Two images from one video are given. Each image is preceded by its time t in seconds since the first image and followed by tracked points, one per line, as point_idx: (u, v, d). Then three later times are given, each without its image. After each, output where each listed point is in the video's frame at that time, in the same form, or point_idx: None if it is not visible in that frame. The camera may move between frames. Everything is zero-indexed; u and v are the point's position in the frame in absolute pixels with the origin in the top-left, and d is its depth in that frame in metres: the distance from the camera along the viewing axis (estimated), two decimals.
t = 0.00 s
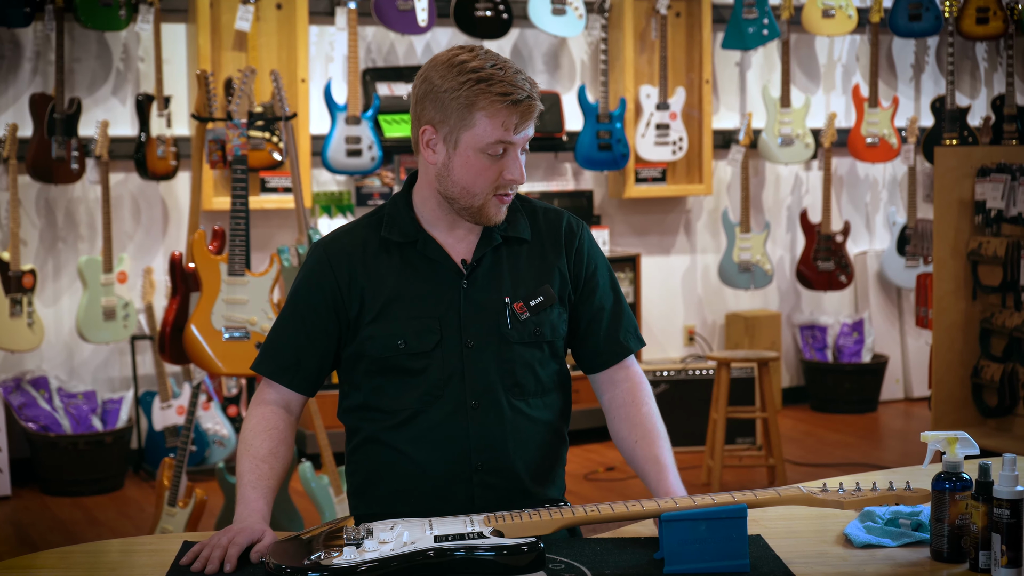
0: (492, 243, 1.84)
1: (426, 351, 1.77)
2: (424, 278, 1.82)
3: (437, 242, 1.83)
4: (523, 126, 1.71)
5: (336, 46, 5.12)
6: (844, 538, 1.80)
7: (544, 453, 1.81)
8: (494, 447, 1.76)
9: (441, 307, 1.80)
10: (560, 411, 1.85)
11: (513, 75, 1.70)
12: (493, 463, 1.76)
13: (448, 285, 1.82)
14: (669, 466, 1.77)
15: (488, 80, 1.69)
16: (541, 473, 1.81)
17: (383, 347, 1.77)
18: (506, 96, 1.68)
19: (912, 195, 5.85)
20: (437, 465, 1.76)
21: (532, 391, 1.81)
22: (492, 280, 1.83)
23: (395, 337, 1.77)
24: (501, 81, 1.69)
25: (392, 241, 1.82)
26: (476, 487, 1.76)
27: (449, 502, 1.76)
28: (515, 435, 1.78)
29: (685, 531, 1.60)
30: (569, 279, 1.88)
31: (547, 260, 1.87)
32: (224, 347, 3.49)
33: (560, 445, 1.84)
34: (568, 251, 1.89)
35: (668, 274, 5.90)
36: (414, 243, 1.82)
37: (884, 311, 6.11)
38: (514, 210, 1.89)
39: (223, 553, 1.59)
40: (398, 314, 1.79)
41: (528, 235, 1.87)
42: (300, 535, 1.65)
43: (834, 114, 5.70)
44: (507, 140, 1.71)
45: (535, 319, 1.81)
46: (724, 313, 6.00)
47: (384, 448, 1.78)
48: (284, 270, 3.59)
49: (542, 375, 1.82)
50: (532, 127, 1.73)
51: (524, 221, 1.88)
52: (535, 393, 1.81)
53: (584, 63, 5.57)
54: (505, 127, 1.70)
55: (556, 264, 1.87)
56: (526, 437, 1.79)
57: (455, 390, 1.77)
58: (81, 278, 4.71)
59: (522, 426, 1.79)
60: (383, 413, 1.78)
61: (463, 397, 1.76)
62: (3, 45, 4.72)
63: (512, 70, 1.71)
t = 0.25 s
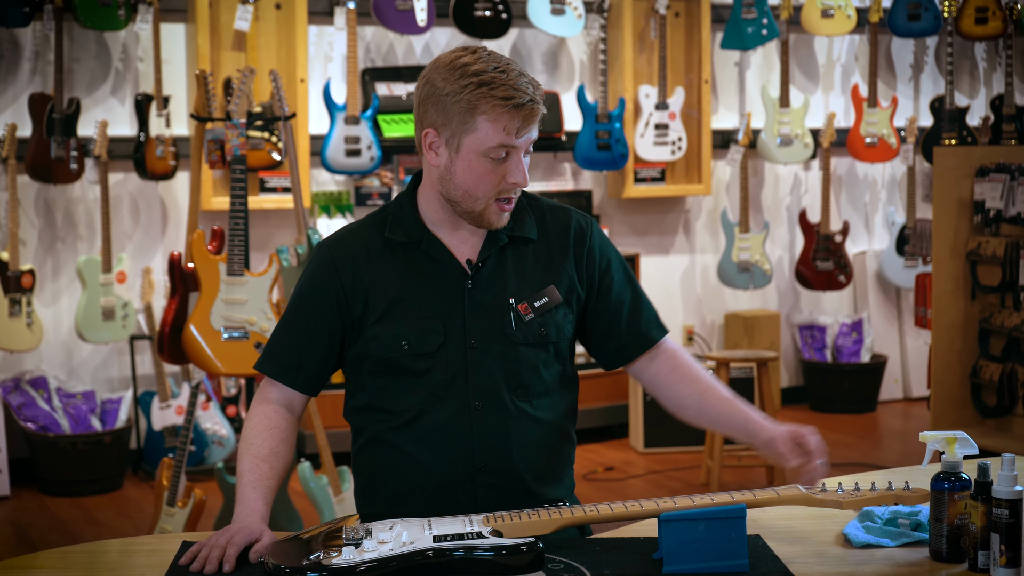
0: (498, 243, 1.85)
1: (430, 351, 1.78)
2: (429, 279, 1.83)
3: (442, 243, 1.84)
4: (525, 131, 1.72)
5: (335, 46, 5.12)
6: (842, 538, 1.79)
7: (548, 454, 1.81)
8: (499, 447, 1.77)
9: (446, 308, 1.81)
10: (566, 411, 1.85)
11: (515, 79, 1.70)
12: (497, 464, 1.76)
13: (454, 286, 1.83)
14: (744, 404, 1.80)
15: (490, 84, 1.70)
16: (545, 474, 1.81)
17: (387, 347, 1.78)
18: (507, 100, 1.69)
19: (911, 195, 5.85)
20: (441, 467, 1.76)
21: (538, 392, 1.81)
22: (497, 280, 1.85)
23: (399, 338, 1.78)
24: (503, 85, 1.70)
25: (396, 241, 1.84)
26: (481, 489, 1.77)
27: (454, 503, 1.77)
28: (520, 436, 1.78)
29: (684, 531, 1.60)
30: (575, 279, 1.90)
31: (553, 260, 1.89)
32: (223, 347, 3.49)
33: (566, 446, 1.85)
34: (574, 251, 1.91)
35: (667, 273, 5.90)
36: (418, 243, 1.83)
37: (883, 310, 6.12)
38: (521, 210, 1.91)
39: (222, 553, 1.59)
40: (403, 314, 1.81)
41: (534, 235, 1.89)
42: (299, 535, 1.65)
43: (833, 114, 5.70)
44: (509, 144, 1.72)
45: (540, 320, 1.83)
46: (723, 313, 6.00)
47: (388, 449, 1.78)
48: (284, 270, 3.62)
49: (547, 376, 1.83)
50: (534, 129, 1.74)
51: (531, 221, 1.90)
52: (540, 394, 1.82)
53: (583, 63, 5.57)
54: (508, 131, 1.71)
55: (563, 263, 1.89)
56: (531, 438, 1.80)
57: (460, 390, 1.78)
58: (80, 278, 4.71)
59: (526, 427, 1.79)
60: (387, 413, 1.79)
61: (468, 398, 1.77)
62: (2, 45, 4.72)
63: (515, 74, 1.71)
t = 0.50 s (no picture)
0: (523, 247, 1.89)
1: (450, 356, 1.83)
2: (452, 282, 1.87)
3: (467, 245, 1.89)
4: (551, 131, 1.77)
5: (333, 47, 5.12)
6: (840, 537, 1.79)
7: (565, 459, 1.85)
8: (517, 453, 1.82)
9: (468, 312, 1.86)
10: (587, 416, 1.89)
11: (541, 80, 1.76)
12: (514, 471, 1.82)
13: (477, 289, 1.87)
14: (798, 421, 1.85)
15: (517, 84, 1.76)
16: (560, 480, 1.85)
17: (407, 350, 1.84)
18: (533, 101, 1.75)
19: (909, 194, 5.85)
20: (456, 469, 1.81)
21: (557, 399, 1.86)
22: (521, 284, 1.89)
23: (420, 340, 1.83)
24: (529, 85, 1.75)
25: (421, 243, 1.88)
26: (495, 493, 1.82)
27: (470, 504, 1.82)
28: (537, 443, 1.83)
29: (681, 531, 1.60)
30: (599, 284, 1.94)
31: (579, 264, 1.92)
32: (220, 348, 3.51)
33: (585, 450, 1.88)
34: (602, 255, 1.94)
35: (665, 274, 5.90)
36: (443, 245, 1.88)
37: (880, 311, 6.11)
38: (549, 213, 1.95)
39: (220, 553, 1.59)
40: (425, 318, 1.85)
41: (560, 238, 1.92)
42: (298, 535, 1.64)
43: (831, 114, 5.70)
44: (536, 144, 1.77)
45: (561, 326, 1.87)
46: (721, 313, 5.99)
47: (406, 449, 1.84)
48: (282, 270, 3.65)
49: (567, 382, 1.87)
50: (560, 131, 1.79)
51: (558, 224, 1.93)
52: (559, 401, 1.86)
53: (581, 63, 5.57)
54: (534, 132, 1.76)
55: (588, 269, 1.93)
56: (549, 443, 1.84)
57: (479, 395, 1.83)
58: (77, 279, 4.71)
59: (544, 434, 1.84)
60: (407, 414, 1.84)
61: (487, 403, 1.82)
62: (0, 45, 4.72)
63: (541, 74, 1.77)
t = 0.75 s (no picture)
0: (555, 251, 1.87)
1: (477, 358, 1.82)
2: (482, 284, 1.86)
3: (498, 247, 1.87)
4: (594, 143, 1.72)
5: (329, 46, 5.11)
6: (836, 537, 1.79)
7: (588, 464, 1.86)
8: (542, 457, 1.82)
9: (496, 315, 1.85)
10: (611, 422, 1.90)
11: (587, 92, 1.71)
12: (537, 474, 1.82)
13: (506, 292, 1.86)
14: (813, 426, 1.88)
15: (562, 95, 1.70)
16: (580, 483, 1.85)
17: (435, 351, 1.83)
18: (579, 113, 1.69)
19: (905, 194, 5.85)
20: (478, 470, 1.82)
21: (582, 404, 1.86)
22: (551, 288, 1.88)
23: (447, 342, 1.82)
24: (576, 98, 1.70)
25: (451, 243, 1.86)
26: (514, 496, 1.83)
27: (491, 506, 1.83)
28: (560, 448, 1.83)
29: (678, 531, 1.60)
30: (629, 290, 1.93)
31: (610, 269, 1.91)
32: (217, 348, 3.51)
33: (607, 453, 1.89)
34: (633, 261, 1.94)
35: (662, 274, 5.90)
36: (474, 246, 1.86)
37: (877, 311, 6.11)
38: (581, 216, 1.93)
39: (219, 555, 1.59)
40: (454, 319, 1.84)
41: (592, 243, 1.91)
42: (293, 535, 1.64)
43: (827, 114, 5.70)
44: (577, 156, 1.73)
45: (590, 331, 1.87)
46: (718, 313, 5.99)
47: (429, 448, 1.84)
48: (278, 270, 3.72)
49: (594, 388, 1.87)
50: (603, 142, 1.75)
51: (590, 229, 1.92)
52: (585, 407, 1.86)
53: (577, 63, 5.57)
54: (578, 145, 1.71)
55: (619, 275, 1.92)
56: (573, 448, 1.84)
57: (505, 399, 1.83)
58: (74, 279, 4.71)
59: (568, 439, 1.83)
60: (431, 414, 1.84)
61: (512, 407, 1.82)
62: None
63: (587, 86, 1.72)
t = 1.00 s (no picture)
0: (574, 249, 1.86)
1: (496, 355, 1.81)
2: (501, 280, 1.84)
3: (518, 245, 1.85)
4: (614, 146, 1.71)
5: (326, 46, 5.11)
6: (833, 537, 1.79)
7: (604, 462, 1.86)
8: (561, 456, 1.81)
9: (515, 312, 1.83)
10: (629, 421, 1.90)
11: (608, 94, 1.70)
12: (555, 471, 1.82)
13: (525, 289, 1.84)
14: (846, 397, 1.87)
15: (582, 97, 1.69)
16: (596, 480, 1.85)
17: (453, 348, 1.81)
18: (599, 116, 1.68)
19: (902, 195, 5.85)
20: (496, 468, 1.80)
21: (601, 402, 1.85)
22: (570, 286, 1.87)
23: (466, 339, 1.81)
24: (596, 100, 1.69)
25: (470, 241, 1.84)
26: (532, 493, 1.82)
27: (508, 504, 1.82)
28: (578, 446, 1.82)
29: (675, 532, 1.60)
30: (650, 288, 1.92)
31: (629, 267, 1.91)
32: (214, 348, 3.50)
33: (623, 451, 1.89)
34: (653, 259, 1.93)
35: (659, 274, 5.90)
36: (493, 244, 1.84)
37: (874, 311, 6.12)
38: (601, 215, 1.92)
39: (215, 552, 1.57)
40: (472, 317, 1.82)
41: (611, 242, 1.90)
42: (290, 536, 1.64)
43: (824, 114, 5.70)
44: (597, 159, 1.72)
45: (609, 329, 1.86)
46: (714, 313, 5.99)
47: (446, 446, 1.83)
48: (275, 270, 3.74)
49: (613, 386, 1.86)
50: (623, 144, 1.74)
51: (610, 227, 1.91)
52: (603, 405, 1.85)
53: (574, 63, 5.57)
54: (597, 146, 1.71)
55: (637, 274, 1.91)
56: (592, 446, 1.84)
57: (523, 397, 1.81)
58: (71, 279, 4.70)
59: (587, 437, 1.83)
60: (448, 412, 1.83)
61: (531, 405, 1.81)
62: None
63: (608, 88, 1.70)
